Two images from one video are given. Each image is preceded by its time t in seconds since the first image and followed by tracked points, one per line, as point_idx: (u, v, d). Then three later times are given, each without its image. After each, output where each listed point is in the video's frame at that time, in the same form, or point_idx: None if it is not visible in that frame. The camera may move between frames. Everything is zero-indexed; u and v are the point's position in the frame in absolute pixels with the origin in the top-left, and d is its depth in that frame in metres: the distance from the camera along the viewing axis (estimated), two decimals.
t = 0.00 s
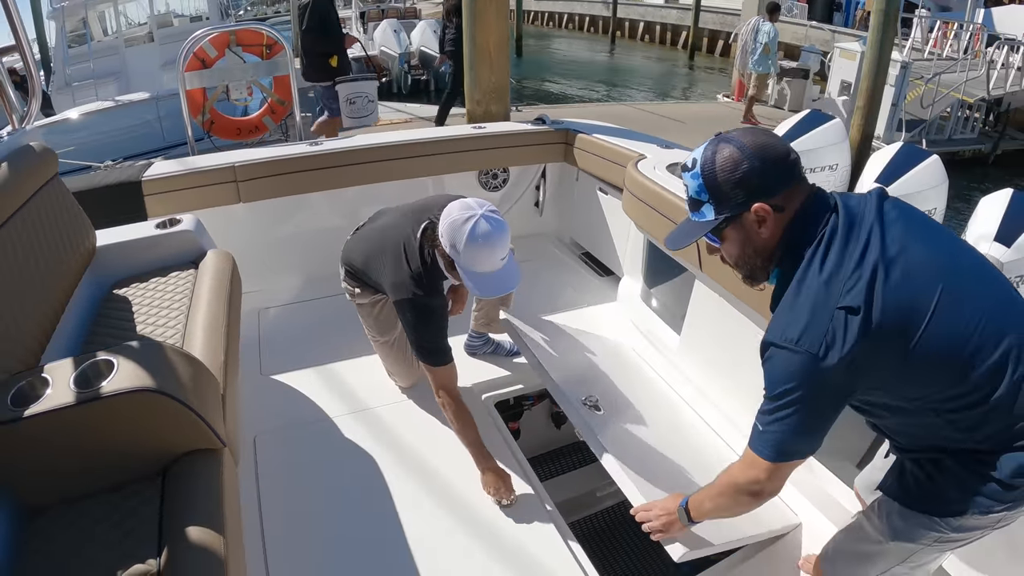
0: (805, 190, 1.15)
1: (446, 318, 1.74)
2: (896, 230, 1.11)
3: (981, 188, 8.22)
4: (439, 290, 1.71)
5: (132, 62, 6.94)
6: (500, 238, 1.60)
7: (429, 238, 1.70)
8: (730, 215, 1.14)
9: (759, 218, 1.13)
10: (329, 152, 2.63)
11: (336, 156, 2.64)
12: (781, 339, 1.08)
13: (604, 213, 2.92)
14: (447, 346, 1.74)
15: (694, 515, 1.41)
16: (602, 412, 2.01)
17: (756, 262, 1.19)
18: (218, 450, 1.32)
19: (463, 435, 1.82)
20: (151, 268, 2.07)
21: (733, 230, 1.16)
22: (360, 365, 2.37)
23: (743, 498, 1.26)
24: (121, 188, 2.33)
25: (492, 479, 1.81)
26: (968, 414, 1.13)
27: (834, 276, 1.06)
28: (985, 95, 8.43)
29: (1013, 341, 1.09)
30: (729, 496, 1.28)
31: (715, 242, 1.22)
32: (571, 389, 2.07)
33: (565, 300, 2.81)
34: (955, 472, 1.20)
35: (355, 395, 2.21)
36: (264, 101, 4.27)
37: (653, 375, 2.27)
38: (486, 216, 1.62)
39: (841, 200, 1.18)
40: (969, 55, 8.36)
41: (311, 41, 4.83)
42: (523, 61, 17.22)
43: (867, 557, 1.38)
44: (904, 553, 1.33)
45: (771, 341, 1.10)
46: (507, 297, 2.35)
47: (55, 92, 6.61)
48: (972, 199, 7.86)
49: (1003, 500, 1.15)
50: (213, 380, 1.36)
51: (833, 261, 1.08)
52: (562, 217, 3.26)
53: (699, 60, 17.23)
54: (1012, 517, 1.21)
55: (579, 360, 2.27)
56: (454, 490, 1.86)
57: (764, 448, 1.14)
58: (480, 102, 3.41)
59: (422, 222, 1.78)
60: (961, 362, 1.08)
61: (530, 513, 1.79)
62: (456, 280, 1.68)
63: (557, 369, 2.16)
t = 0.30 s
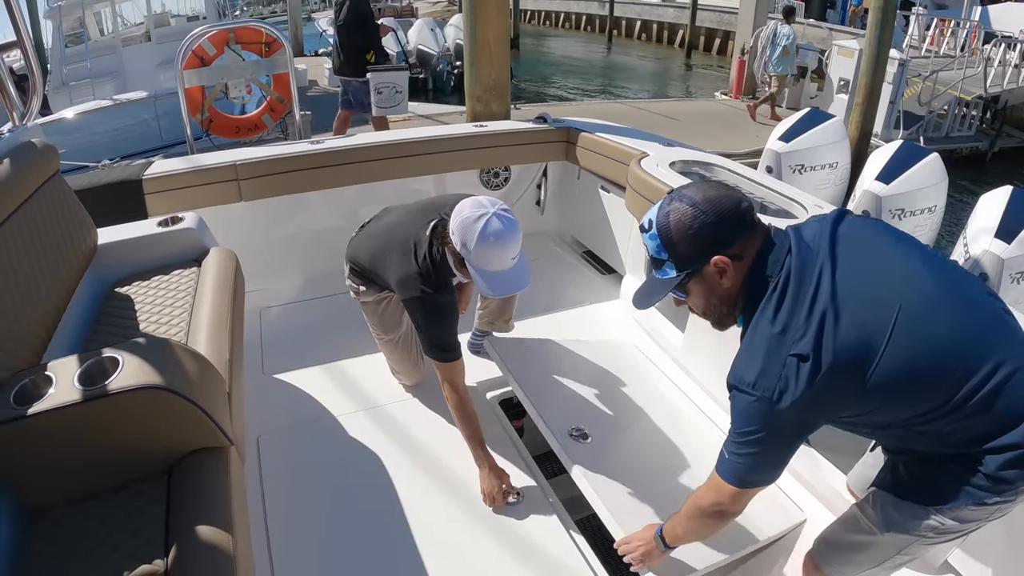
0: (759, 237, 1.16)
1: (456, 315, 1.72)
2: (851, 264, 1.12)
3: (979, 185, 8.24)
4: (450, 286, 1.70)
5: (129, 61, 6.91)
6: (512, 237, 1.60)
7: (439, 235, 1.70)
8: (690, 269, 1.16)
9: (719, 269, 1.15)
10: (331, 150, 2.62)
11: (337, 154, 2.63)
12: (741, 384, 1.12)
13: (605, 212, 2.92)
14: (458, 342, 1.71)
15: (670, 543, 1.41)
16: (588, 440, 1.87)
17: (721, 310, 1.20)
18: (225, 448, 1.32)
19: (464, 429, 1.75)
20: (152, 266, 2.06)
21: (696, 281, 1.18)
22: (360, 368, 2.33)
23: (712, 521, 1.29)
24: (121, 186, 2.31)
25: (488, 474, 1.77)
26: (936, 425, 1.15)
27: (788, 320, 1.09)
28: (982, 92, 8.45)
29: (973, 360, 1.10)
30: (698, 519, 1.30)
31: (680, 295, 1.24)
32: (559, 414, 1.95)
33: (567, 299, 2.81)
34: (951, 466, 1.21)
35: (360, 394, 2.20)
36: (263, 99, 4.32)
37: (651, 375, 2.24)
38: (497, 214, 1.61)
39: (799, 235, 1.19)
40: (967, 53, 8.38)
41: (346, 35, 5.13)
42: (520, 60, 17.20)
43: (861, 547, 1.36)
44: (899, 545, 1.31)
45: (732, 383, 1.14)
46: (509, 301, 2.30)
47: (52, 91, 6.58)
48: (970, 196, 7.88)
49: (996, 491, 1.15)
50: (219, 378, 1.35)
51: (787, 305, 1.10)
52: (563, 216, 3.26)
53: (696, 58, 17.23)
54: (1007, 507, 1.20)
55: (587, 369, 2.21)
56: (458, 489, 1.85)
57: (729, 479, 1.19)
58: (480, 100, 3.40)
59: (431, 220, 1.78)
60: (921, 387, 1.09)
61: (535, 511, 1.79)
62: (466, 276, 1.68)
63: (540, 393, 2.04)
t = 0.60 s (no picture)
0: (730, 269, 1.15)
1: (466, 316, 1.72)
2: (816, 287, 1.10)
3: (976, 183, 8.26)
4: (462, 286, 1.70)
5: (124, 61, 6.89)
6: (522, 236, 1.58)
7: (447, 236, 1.67)
8: (661, 304, 1.15)
9: (691, 302, 1.14)
10: (329, 151, 2.60)
11: (335, 155, 2.62)
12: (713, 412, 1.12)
13: (605, 212, 2.91)
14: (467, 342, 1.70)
15: (658, 560, 1.41)
16: (583, 458, 1.85)
17: (695, 339, 1.20)
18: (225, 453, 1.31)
19: (471, 430, 1.73)
20: (149, 269, 2.05)
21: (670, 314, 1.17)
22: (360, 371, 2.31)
23: (695, 535, 1.30)
24: (118, 187, 2.30)
25: (490, 478, 1.76)
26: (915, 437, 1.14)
27: (755, 349, 1.09)
28: (979, 90, 8.46)
29: (947, 374, 1.08)
30: (682, 534, 1.31)
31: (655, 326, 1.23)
32: (556, 433, 1.93)
33: (566, 299, 2.80)
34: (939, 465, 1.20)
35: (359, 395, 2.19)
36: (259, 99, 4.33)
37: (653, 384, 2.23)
38: (506, 213, 1.60)
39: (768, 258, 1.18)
40: (963, 51, 8.39)
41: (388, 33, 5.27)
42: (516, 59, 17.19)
43: (849, 544, 1.37)
44: (885, 542, 1.32)
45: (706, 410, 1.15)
46: (511, 301, 2.29)
47: (47, 92, 6.58)
48: (968, 195, 7.89)
49: (981, 489, 1.15)
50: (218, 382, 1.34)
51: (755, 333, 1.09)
52: (561, 215, 3.25)
53: (693, 57, 17.25)
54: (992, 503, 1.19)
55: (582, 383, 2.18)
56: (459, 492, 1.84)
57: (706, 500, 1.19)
58: (478, 100, 3.39)
59: (439, 219, 1.78)
60: (895, 407, 1.08)
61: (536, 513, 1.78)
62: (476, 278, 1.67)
63: (534, 409, 2.02)
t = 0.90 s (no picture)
0: (720, 270, 1.13)
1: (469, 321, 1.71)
2: (803, 287, 1.10)
3: (972, 181, 8.28)
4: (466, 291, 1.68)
5: (119, 63, 6.89)
6: (534, 246, 1.58)
7: (454, 244, 1.66)
8: (650, 305, 1.13)
9: (680, 304, 1.12)
10: (324, 152, 2.59)
11: (331, 155, 2.61)
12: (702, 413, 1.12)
13: (601, 211, 2.90)
14: (469, 348, 1.69)
15: (649, 565, 1.42)
16: (576, 467, 1.88)
17: (683, 338, 1.18)
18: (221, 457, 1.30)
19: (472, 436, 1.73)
20: (145, 271, 2.04)
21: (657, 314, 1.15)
22: (356, 373, 2.30)
23: (682, 535, 1.31)
24: (112, 189, 2.28)
25: (492, 482, 1.75)
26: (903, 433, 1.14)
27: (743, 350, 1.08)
28: (975, 88, 8.47)
29: (936, 372, 1.08)
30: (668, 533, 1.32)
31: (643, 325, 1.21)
32: (548, 441, 1.96)
33: (563, 299, 2.80)
34: (931, 459, 1.19)
35: (357, 397, 2.19)
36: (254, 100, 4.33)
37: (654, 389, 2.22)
38: (519, 223, 1.58)
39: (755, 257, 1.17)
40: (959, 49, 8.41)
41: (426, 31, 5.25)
42: (512, 60, 17.22)
43: (844, 540, 1.36)
44: (877, 536, 1.31)
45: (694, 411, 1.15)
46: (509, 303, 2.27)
47: (42, 95, 6.54)
48: (964, 193, 7.90)
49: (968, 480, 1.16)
50: (213, 385, 1.33)
51: (743, 334, 1.09)
52: (557, 215, 3.25)
53: (688, 57, 17.27)
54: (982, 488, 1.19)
55: (582, 388, 2.20)
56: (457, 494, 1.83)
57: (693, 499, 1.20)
58: (473, 99, 3.38)
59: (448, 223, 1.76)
60: (885, 405, 1.08)
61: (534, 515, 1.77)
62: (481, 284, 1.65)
63: (533, 422, 2.04)
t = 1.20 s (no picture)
0: (705, 247, 1.10)
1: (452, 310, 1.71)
2: (797, 261, 1.09)
3: (968, 180, 8.30)
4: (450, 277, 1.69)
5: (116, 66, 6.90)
6: (519, 219, 1.59)
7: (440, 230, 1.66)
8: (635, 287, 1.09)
9: (666, 283, 1.09)
10: (319, 153, 2.59)
11: (326, 157, 2.61)
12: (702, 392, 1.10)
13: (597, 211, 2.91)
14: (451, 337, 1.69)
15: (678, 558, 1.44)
16: (570, 483, 1.88)
17: (670, 317, 1.16)
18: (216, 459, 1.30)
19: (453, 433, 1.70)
20: (141, 274, 2.04)
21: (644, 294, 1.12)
22: (353, 378, 2.29)
23: (703, 527, 1.32)
24: (107, 192, 2.28)
25: (474, 479, 1.73)
26: (900, 410, 1.13)
27: (737, 326, 1.07)
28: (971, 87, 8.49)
29: (933, 341, 1.07)
30: (688, 526, 1.33)
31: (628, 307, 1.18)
32: (539, 461, 1.96)
33: (559, 299, 2.80)
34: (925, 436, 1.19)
35: (353, 399, 2.19)
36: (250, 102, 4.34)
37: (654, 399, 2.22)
38: (501, 198, 1.60)
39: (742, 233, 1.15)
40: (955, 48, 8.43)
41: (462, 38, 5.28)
42: (509, 61, 17.24)
43: (830, 528, 1.36)
44: (864, 519, 1.31)
45: (692, 393, 1.13)
46: (500, 297, 2.29)
47: (39, 99, 6.61)
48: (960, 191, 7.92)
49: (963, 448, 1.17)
50: (207, 387, 1.32)
51: (737, 310, 1.07)
52: (553, 215, 3.25)
53: (685, 57, 17.30)
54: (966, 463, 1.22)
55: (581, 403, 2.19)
56: (455, 494, 1.83)
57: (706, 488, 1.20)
58: (469, 99, 3.38)
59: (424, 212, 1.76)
60: (884, 381, 1.06)
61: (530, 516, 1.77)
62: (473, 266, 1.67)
63: (529, 437, 2.04)
